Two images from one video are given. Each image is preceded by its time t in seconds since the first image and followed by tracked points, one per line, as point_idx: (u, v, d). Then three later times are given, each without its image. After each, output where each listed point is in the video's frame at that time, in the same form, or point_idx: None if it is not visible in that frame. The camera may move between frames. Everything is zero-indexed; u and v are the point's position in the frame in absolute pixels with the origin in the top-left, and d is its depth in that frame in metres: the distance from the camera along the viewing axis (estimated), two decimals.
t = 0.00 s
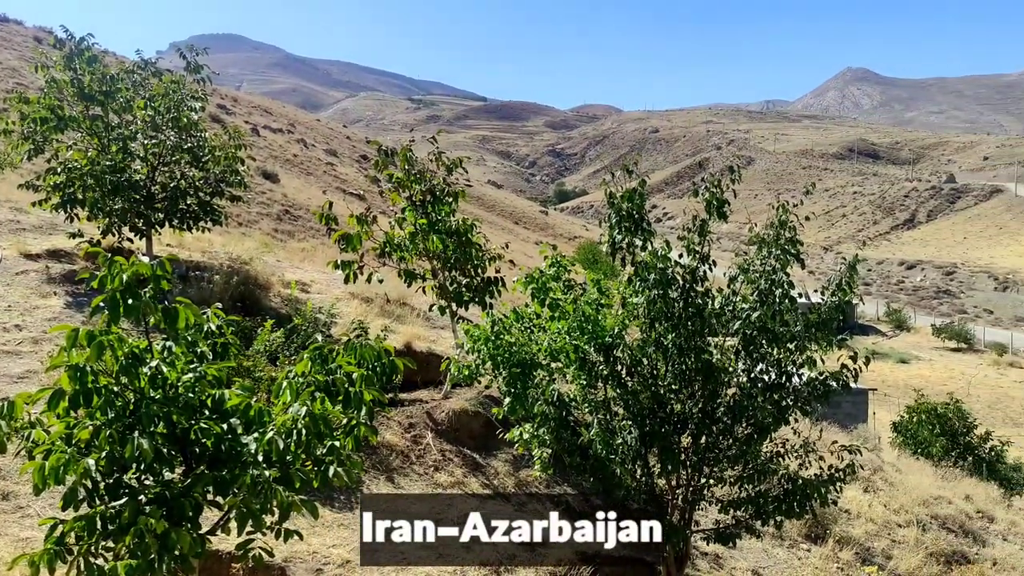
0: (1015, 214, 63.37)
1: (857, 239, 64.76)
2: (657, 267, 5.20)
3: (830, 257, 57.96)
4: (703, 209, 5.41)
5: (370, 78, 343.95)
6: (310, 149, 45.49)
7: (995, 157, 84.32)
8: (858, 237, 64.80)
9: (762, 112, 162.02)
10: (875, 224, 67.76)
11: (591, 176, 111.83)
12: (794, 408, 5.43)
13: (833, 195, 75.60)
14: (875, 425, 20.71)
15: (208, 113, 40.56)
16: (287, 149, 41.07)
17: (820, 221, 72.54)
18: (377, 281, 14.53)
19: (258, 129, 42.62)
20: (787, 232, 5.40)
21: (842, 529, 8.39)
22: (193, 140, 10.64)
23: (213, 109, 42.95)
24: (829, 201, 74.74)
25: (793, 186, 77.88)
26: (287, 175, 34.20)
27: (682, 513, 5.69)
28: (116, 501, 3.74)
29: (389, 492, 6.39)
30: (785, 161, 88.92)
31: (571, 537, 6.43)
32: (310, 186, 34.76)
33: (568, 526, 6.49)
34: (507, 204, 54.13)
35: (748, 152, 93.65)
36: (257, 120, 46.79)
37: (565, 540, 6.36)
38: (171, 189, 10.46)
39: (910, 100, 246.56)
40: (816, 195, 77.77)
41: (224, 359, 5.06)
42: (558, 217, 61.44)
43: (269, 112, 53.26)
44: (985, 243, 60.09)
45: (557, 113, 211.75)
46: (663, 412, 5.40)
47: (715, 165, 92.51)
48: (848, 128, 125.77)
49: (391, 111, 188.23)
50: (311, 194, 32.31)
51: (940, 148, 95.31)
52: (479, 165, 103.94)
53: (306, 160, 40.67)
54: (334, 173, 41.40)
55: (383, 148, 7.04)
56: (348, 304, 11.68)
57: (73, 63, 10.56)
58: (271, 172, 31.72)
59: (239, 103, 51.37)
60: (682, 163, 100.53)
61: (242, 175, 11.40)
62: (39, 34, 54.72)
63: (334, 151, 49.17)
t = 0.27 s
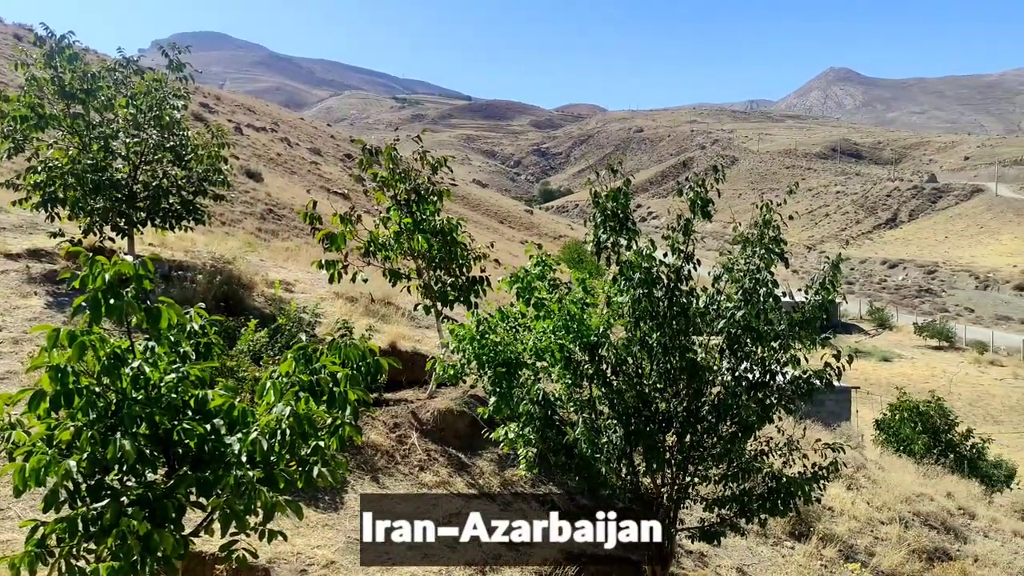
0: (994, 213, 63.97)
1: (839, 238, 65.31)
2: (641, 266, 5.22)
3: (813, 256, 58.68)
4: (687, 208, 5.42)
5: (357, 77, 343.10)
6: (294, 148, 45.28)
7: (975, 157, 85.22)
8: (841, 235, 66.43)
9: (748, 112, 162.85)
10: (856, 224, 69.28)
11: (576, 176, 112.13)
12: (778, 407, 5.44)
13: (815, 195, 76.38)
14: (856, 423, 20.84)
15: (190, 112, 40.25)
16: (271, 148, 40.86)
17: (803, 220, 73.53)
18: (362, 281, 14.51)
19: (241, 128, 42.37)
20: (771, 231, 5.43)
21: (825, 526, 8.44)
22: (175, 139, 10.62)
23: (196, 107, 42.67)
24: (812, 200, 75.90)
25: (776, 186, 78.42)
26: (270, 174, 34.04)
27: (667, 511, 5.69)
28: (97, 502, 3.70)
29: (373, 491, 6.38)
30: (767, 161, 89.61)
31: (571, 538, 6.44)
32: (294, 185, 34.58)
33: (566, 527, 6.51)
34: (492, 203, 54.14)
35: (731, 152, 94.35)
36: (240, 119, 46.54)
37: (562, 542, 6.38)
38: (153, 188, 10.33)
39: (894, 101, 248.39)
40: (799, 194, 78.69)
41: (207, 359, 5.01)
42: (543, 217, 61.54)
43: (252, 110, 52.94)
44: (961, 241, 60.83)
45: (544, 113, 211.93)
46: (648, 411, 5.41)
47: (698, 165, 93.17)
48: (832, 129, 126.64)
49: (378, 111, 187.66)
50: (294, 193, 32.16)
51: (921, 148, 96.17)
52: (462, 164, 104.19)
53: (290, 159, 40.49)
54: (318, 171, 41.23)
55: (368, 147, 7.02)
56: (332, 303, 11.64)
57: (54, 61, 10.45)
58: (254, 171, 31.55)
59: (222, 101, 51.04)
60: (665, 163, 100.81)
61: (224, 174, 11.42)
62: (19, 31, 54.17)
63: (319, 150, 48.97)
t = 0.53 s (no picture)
0: (977, 212, 64.41)
1: (823, 237, 65.67)
2: (626, 266, 5.24)
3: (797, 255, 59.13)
4: (673, 208, 5.44)
5: (347, 77, 342.24)
6: (279, 147, 45.10)
7: (958, 157, 85.89)
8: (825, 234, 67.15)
9: (736, 112, 163.44)
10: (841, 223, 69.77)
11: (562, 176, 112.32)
12: (762, 405, 5.47)
13: (800, 195, 76.89)
14: (837, 421, 20.94)
15: (174, 111, 40.00)
16: (256, 147, 40.71)
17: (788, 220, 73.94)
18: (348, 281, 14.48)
19: (226, 128, 42.20)
20: (755, 231, 5.46)
21: (809, 524, 8.48)
22: (159, 138, 10.60)
23: (179, 107, 42.43)
24: (797, 200, 76.28)
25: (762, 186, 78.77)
26: (255, 174, 33.92)
27: (653, 510, 5.69)
28: (81, 504, 3.66)
29: (358, 491, 6.37)
30: (752, 161, 90.03)
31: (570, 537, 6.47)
32: (279, 185, 34.48)
33: (566, 526, 6.54)
34: (478, 203, 54.14)
35: (718, 152, 94.75)
36: (224, 118, 46.30)
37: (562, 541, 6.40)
38: (137, 187, 10.27)
39: (882, 101, 249.82)
40: (785, 194, 79.10)
41: (191, 360, 4.97)
42: (529, 217, 61.59)
43: (237, 110, 52.74)
44: (942, 241, 61.35)
45: (534, 113, 212.04)
46: (634, 410, 5.42)
47: (685, 164, 93.55)
48: (818, 128, 127.32)
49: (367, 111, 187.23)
50: (279, 192, 32.05)
51: (905, 148, 96.83)
52: (447, 164, 104.35)
53: (275, 159, 40.35)
54: (303, 171, 41.09)
55: (352, 147, 7.00)
56: (317, 303, 11.61)
57: (36, 59, 10.36)
58: (239, 171, 31.44)
59: (206, 100, 50.82)
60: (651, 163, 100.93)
61: (209, 174, 11.41)
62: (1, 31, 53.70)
63: (304, 150, 48.79)
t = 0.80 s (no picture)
0: (960, 212, 64.91)
1: (808, 237, 66.10)
2: (613, 266, 5.24)
3: (782, 255, 59.55)
4: (659, 207, 5.44)
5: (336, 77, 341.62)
6: (264, 147, 44.97)
7: (942, 157, 86.51)
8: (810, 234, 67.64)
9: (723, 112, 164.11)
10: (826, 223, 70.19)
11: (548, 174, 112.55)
12: (749, 405, 5.48)
13: (785, 195, 77.42)
14: (824, 421, 20.96)
15: (159, 111, 39.80)
16: (240, 147, 40.54)
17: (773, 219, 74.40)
18: (334, 281, 14.47)
19: (211, 127, 42.02)
20: (740, 231, 5.48)
21: (795, 523, 8.52)
22: (143, 137, 10.66)
23: (164, 106, 42.24)
24: (782, 200, 76.69)
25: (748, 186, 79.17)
26: (240, 173, 33.81)
27: (639, 510, 5.67)
28: (64, 506, 3.61)
29: (344, 492, 6.34)
30: (737, 161, 90.51)
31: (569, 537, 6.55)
32: (264, 184, 34.34)
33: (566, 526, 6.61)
34: (465, 203, 54.14)
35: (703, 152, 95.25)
36: (208, 118, 46.12)
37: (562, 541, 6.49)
38: (121, 187, 10.13)
39: (869, 102, 251.36)
40: (769, 194, 79.58)
41: (177, 361, 4.92)
42: (516, 216, 61.65)
43: (222, 109, 52.52)
44: (925, 241, 61.87)
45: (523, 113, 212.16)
46: (621, 410, 5.43)
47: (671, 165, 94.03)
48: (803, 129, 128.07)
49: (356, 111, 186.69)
50: (265, 192, 31.94)
51: (890, 148, 97.43)
52: (434, 164, 104.37)
53: (260, 158, 40.22)
54: (288, 171, 40.97)
55: (339, 146, 6.97)
56: (303, 303, 11.60)
57: (19, 58, 10.35)
58: (224, 171, 31.32)
59: (191, 100, 50.58)
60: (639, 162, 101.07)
61: (193, 173, 11.45)
62: None
63: (290, 150, 48.65)
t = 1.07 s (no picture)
0: (945, 212, 65.42)
1: (793, 237, 66.50)
2: (600, 266, 5.25)
3: (768, 256, 59.95)
4: (646, 208, 5.46)
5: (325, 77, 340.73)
6: (250, 147, 44.82)
7: (927, 158, 87.17)
8: (796, 234, 67.94)
9: (711, 113, 164.75)
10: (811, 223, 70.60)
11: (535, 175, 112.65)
12: (735, 404, 5.51)
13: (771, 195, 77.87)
14: (811, 420, 21.09)
15: (143, 110, 39.59)
16: (226, 147, 40.39)
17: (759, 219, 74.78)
18: (321, 282, 14.45)
19: (196, 127, 41.83)
20: (727, 231, 5.50)
21: (781, 522, 8.57)
22: (128, 137, 10.60)
23: (148, 105, 42.00)
24: (768, 200, 77.08)
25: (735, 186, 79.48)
26: (226, 173, 33.69)
27: (626, 510, 5.68)
28: (48, 509, 3.57)
29: (331, 492, 6.32)
30: (724, 161, 90.93)
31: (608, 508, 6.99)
32: (251, 184, 34.22)
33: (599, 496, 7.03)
34: (452, 203, 54.13)
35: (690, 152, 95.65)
36: (193, 117, 45.92)
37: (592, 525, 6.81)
38: (104, 187, 10.19)
39: (855, 103, 252.94)
40: (756, 194, 79.97)
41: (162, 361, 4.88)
42: (503, 217, 61.68)
43: (207, 109, 52.27)
44: (908, 241, 62.42)
45: (512, 113, 212.16)
46: (608, 410, 5.45)
47: (658, 165, 94.35)
48: (789, 129, 128.81)
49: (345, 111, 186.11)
50: (250, 192, 31.84)
51: (874, 149, 98.08)
52: (422, 164, 104.24)
53: (246, 158, 40.07)
54: (274, 171, 40.84)
55: (325, 146, 6.95)
56: (290, 304, 11.58)
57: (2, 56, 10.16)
58: (209, 171, 31.19)
59: (175, 99, 50.30)
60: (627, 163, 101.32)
61: (178, 173, 11.40)
62: None
63: (276, 150, 48.48)
